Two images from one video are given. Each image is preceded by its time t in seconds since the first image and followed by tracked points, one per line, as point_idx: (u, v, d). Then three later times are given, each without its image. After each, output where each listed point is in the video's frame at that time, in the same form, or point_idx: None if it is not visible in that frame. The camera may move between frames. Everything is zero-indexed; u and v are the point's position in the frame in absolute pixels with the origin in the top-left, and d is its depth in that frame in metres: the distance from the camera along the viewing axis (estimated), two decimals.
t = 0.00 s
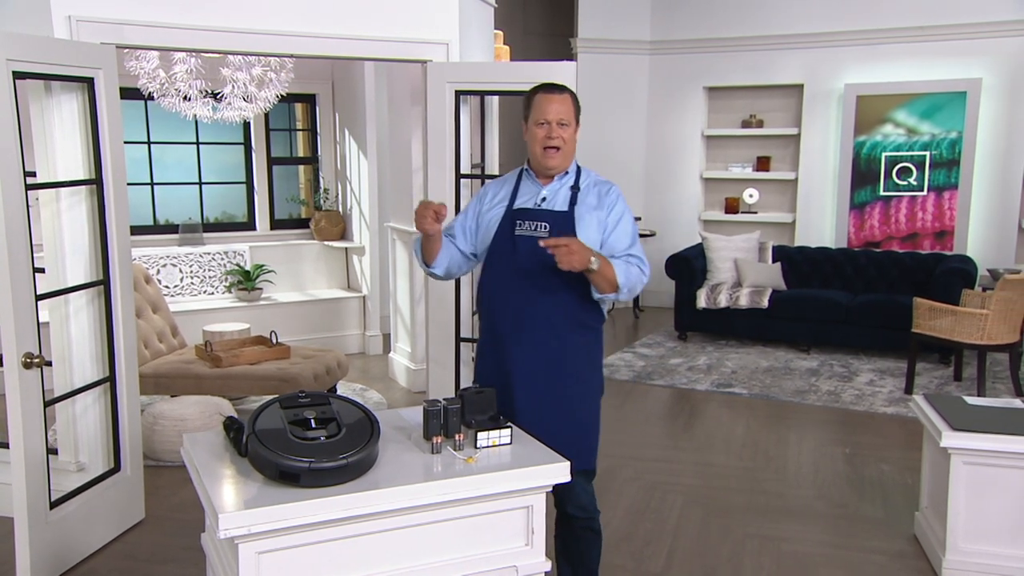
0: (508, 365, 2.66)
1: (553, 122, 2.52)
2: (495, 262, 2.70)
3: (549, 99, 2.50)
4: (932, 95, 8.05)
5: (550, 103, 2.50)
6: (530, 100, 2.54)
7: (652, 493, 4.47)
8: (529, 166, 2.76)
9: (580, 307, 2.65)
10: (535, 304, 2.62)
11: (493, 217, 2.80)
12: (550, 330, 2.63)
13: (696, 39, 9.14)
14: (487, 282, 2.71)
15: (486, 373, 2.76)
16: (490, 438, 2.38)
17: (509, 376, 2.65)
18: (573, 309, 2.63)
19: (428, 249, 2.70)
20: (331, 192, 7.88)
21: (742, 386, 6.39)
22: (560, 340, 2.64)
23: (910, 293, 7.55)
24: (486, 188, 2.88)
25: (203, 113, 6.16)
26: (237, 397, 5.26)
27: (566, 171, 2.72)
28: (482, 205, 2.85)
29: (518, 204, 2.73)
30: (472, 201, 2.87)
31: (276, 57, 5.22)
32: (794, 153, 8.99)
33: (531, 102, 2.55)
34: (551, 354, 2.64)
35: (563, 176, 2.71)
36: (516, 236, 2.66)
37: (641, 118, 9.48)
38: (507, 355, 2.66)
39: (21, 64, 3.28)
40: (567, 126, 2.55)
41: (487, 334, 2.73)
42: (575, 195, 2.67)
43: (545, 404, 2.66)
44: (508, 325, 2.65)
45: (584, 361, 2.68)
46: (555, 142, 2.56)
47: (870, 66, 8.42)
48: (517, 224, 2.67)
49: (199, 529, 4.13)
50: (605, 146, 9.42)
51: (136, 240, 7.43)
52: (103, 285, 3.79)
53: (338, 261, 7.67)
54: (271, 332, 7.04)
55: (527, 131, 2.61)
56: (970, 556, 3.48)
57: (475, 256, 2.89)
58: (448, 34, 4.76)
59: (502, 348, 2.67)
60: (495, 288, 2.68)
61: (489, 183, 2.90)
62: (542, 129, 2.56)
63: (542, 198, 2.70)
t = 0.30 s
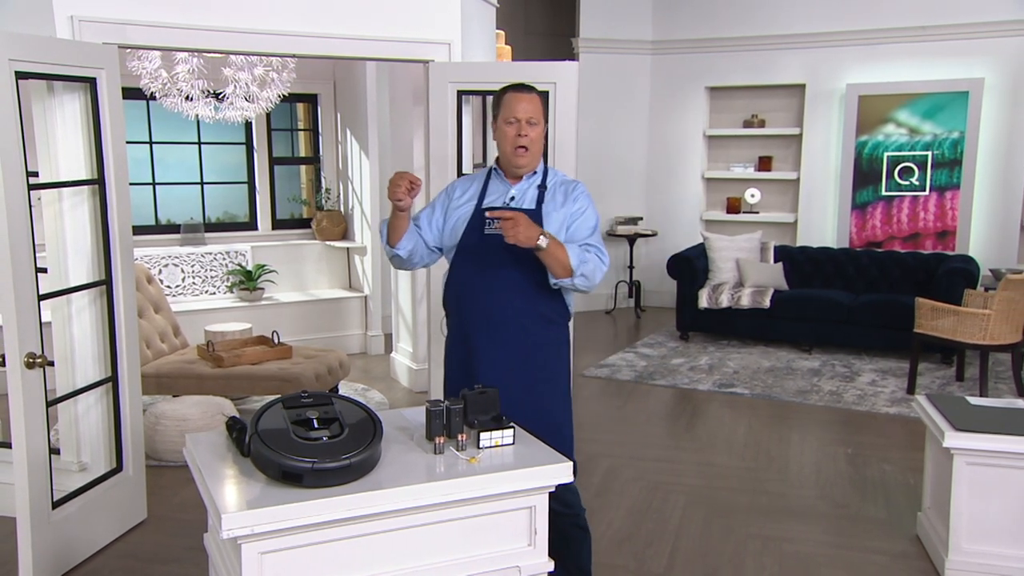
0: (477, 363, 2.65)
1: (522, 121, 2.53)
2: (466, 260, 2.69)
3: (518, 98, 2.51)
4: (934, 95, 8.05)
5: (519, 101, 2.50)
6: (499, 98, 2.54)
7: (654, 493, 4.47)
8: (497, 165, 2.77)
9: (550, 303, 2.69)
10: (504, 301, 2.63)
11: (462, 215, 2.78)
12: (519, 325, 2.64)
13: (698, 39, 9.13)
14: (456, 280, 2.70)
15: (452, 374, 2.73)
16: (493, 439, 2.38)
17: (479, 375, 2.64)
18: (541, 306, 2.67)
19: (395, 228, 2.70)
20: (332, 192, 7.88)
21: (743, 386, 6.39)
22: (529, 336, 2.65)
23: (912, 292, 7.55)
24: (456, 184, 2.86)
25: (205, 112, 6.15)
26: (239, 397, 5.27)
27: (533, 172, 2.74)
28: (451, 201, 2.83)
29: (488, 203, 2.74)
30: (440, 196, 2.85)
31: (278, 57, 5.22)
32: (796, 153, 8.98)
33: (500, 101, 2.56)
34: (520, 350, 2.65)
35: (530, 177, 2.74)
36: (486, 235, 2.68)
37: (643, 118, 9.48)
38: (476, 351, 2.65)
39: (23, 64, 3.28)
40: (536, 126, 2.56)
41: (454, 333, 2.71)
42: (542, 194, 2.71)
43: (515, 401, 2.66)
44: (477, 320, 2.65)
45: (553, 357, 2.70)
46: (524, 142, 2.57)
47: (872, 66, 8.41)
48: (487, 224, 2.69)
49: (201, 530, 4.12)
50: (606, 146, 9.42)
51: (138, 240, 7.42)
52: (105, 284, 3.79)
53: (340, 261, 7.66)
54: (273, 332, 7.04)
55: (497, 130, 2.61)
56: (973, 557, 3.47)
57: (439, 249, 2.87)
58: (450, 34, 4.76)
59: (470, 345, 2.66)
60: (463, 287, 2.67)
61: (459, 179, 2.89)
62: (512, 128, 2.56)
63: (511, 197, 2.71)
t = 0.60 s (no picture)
0: (468, 365, 2.64)
1: (501, 121, 2.52)
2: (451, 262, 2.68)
3: (496, 98, 2.50)
4: (936, 95, 8.05)
5: (498, 102, 2.50)
6: (478, 99, 2.53)
7: (657, 494, 4.46)
8: (476, 165, 2.77)
9: (539, 304, 2.70)
10: (495, 303, 2.63)
11: (444, 217, 2.76)
12: (510, 326, 2.64)
13: (700, 38, 9.12)
14: (444, 285, 2.68)
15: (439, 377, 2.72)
16: (495, 440, 2.37)
17: (470, 376, 2.64)
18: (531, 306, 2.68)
19: (382, 259, 2.64)
20: (335, 192, 7.89)
21: (745, 386, 6.39)
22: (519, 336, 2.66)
23: (915, 292, 7.53)
24: (433, 187, 2.84)
25: (207, 112, 6.15)
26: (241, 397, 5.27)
27: (514, 171, 2.76)
28: (431, 205, 2.81)
29: (469, 204, 2.74)
30: (418, 202, 2.82)
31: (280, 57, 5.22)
32: (798, 153, 8.97)
33: (478, 101, 2.55)
34: (511, 350, 2.65)
35: (511, 176, 2.75)
36: (470, 237, 2.69)
37: (645, 118, 9.48)
38: (465, 356, 2.64)
39: (25, 64, 3.28)
40: (515, 126, 2.55)
41: (443, 336, 2.69)
42: (524, 193, 2.72)
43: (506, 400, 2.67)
44: (466, 325, 2.64)
45: (542, 355, 2.72)
46: (504, 142, 2.56)
47: (874, 66, 8.40)
48: (470, 225, 2.69)
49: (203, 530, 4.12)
50: (608, 146, 9.41)
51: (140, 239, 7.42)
52: (107, 284, 3.79)
53: (342, 261, 7.66)
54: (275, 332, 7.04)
55: (475, 131, 2.60)
56: (976, 558, 3.47)
57: (425, 257, 2.85)
58: (452, 33, 4.77)
59: (459, 350, 2.65)
60: (451, 290, 2.66)
61: (436, 181, 2.87)
62: (491, 129, 2.55)
63: (493, 197, 2.73)
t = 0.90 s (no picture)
0: (468, 368, 2.63)
1: (503, 119, 2.51)
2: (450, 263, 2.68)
3: (497, 97, 2.49)
4: (939, 94, 8.03)
5: (498, 100, 2.49)
6: (478, 98, 2.52)
7: (660, 495, 4.45)
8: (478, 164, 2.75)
9: (541, 305, 2.69)
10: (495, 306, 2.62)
11: (445, 218, 2.75)
12: (511, 328, 2.63)
13: (703, 38, 9.11)
14: (444, 287, 2.67)
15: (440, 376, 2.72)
16: (497, 441, 2.36)
17: (470, 378, 2.63)
18: (533, 308, 2.67)
19: (383, 255, 2.66)
20: (336, 192, 7.88)
21: (748, 387, 6.38)
22: (521, 338, 2.66)
23: (917, 292, 7.52)
24: (434, 187, 2.83)
25: (209, 112, 6.14)
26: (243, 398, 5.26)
27: (516, 170, 2.73)
28: (432, 205, 2.81)
29: (471, 204, 2.73)
30: (420, 203, 2.82)
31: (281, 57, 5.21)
32: (801, 153, 8.96)
33: (479, 100, 2.54)
34: (512, 352, 2.65)
35: (513, 175, 2.73)
36: (472, 238, 2.68)
37: (647, 117, 9.46)
38: (465, 359, 2.64)
39: (26, 64, 3.27)
40: (517, 124, 2.54)
41: (443, 337, 2.69)
42: (527, 193, 2.70)
43: (506, 402, 2.66)
44: (466, 328, 2.63)
45: (544, 357, 2.71)
46: (506, 140, 2.55)
47: (877, 65, 8.38)
48: (472, 226, 2.67)
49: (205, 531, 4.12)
50: (611, 146, 9.40)
51: (142, 239, 7.42)
52: (109, 285, 3.78)
53: (344, 261, 7.65)
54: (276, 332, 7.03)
55: (477, 129, 2.59)
56: (981, 560, 3.46)
57: (428, 257, 2.85)
58: (454, 33, 4.76)
59: (459, 352, 2.64)
60: (451, 291, 2.65)
61: (438, 180, 2.86)
62: (493, 127, 2.54)
63: (495, 197, 2.71)
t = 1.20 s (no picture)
0: (471, 367, 2.63)
1: (512, 120, 2.51)
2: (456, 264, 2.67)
3: (507, 96, 2.49)
4: (940, 94, 8.01)
5: (509, 100, 2.48)
6: (488, 97, 2.52)
7: (659, 495, 4.43)
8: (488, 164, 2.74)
9: (546, 306, 2.66)
10: (501, 308, 2.60)
11: (453, 217, 2.74)
12: (515, 330, 2.62)
13: (702, 38, 9.09)
14: (448, 287, 2.67)
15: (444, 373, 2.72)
16: (494, 442, 2.35)
17: (472, 377, 2.63)
18: (538, 311, 2.64)
19: (390, 260, 2.63)
20: (336, 192, 7.87)
21: (748, 387, 6.37)
22: (525, 340, 2.64)
23: (917, 293, 7.51)
24: (442, 186, 2.82)
25: (207, 112, 6.13)
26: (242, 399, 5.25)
27: (525, 171, 2.72)
28: (439, 204, 2.80)
29: (478, 204, 2.71)
30: (427, 202, 2.80)
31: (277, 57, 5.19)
32: (801, 153, 8.94)
33: (489, 99, 2.54)
34: (516, 353, 2.63)
35: (523, 176, 2.72)
36: (479, 237, 2.66)
37: (647, 117, 9.45)
38: (467, 359, 2.64)
39: (21, 63, 3.25)
40: (526, 124, 2.54)
41: (447, 335, 2.69)
42: (535, 194, 2.68)
43: (509, 403, 2.66)
44: (470, 328, 2.63)
45: (548, 359, 2.69)
46: (515, 141, 2.55)
47: (878, 65, 8.36)
48: (479, 226, 2.66)
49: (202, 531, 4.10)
50: (611, 146, 9.38)
51: (141, 239, 7.41)
52: (105, 285, 3.76)
53: (343, 261, 7.64)
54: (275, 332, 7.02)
55: (487, 129, 2.59)
56: (981, 561, 3.44)
57: (434, 258, 2.84)
58: (453, 33, 4.75)
59: (462, 352, 2.64)
60: (455, 291, 2.64)
61: (445, 179, 2.85)
62: (502, 127, 2.55)
63: (503, 197, 2.69)
